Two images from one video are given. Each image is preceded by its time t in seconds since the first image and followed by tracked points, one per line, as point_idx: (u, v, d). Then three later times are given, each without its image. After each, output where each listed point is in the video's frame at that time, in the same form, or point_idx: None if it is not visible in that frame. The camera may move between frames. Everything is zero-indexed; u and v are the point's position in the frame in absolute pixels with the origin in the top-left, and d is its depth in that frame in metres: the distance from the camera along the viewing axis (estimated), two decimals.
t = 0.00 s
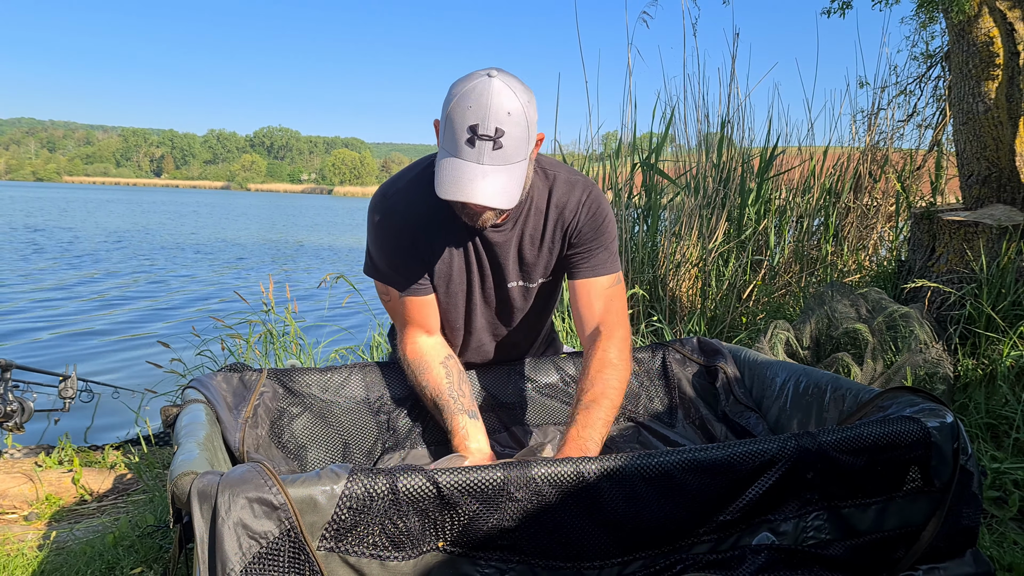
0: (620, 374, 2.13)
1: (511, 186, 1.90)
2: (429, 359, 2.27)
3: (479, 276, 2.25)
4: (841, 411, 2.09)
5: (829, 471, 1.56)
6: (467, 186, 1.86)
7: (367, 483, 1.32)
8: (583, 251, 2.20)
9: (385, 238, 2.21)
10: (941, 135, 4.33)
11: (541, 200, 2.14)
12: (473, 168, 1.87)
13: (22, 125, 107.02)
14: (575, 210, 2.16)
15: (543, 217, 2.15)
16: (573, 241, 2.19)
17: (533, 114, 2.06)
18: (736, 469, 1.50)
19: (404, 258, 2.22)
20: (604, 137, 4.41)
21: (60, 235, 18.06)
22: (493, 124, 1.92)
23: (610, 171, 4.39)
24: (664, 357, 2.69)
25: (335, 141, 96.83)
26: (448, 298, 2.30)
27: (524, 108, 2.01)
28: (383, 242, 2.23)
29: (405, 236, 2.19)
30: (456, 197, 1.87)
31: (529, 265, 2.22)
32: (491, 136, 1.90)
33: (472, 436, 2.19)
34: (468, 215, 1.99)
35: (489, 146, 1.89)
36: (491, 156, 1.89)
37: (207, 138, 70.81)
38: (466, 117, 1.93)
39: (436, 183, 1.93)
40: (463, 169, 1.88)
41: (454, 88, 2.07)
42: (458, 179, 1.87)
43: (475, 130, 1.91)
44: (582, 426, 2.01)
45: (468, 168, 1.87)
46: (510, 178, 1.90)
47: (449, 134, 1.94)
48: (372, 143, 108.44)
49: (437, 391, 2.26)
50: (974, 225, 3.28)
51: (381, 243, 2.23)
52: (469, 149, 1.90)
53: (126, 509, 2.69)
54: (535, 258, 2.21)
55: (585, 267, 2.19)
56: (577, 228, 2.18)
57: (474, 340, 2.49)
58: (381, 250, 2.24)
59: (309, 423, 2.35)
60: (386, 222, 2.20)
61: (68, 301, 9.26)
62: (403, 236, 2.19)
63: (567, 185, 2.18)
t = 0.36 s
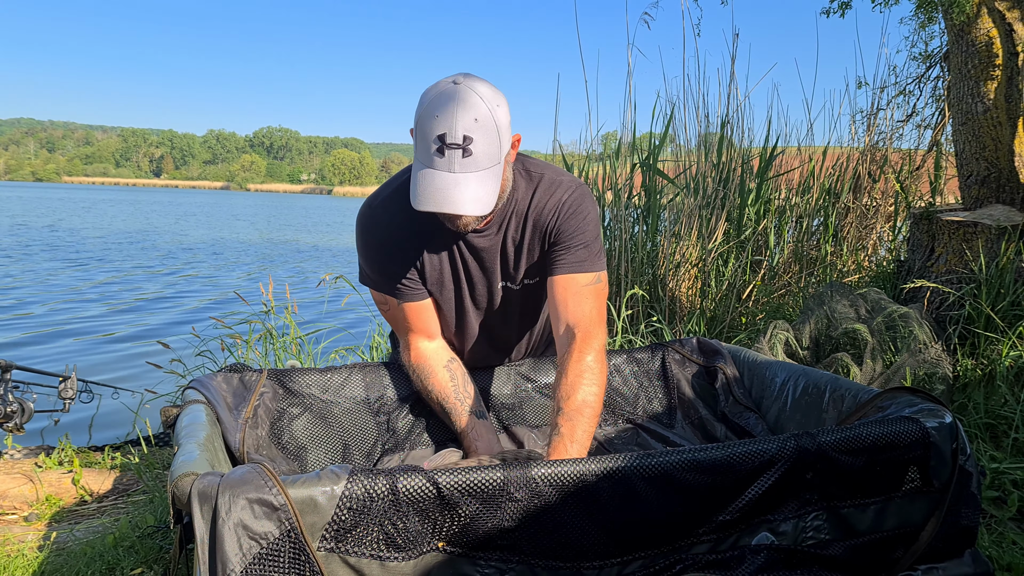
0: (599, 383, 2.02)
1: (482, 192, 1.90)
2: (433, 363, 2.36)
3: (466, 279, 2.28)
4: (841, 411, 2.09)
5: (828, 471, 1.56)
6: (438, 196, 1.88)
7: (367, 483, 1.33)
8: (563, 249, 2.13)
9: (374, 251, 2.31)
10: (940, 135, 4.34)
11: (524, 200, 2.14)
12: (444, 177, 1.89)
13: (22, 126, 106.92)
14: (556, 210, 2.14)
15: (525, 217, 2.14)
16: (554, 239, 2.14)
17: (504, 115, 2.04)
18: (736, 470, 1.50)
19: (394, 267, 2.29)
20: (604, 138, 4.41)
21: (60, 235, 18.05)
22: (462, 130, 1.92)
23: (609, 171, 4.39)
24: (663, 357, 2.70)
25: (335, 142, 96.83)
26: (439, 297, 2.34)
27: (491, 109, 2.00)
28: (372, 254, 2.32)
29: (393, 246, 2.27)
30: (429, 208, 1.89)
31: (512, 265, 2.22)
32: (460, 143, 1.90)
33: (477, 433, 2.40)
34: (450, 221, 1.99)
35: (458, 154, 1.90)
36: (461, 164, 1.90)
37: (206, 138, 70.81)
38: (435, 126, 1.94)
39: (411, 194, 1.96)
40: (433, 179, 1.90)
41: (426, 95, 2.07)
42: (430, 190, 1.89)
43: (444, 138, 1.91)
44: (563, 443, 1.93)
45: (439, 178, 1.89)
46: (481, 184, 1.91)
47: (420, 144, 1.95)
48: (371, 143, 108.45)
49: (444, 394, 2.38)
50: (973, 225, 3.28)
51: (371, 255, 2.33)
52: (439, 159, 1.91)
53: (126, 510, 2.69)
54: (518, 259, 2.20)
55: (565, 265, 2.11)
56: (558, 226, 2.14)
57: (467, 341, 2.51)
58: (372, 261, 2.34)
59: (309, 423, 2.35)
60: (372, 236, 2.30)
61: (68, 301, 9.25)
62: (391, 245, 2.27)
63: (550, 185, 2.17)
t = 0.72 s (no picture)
0: (610, 356, 2.23)
1: (472, 206, 1.91)
2: (433, 386, 2.35)
3: (466, 288, 2.28)
4: (840, 412, 2.09)
5: (828, 471, 1.56)
6: (428, 212, 1.89)
7: (366, 483, 1.33)
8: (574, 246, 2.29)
9: (372, 259, 2.29)
10: (940, 134, 4.34)
11: (520, 201, 2.20)
12: (433, 193, 1.89)
13: (21, 125, 106.85)
14: (563, 204, 2.25)
15: (527, 217, 2.21)
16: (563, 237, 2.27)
17: (491, 128, 2.04)
18: (736, 469, 1.50)
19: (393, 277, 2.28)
20: (604, 137, 4.40)
21: (59, 235, 18.04)
22: (450, 146, 1.92)
23: (609, 170, 4.39)
24: (663, 357, 2.70)
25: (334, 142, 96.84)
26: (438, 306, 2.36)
27: (478, 126, 2.00)
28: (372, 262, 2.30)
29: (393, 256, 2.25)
30: (419, 225, 1.90)
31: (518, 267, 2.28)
32: (448, 159, 1.91)
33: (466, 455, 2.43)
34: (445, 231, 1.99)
35: (445, 170, 1.90)
36: (450, 179, 1.91)
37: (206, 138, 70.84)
38: (422, 141, 1.94)
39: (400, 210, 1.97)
40: (422, 196, 1.90)
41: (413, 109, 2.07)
42: (419, 207, 1.90)
43: (432, 154, 1.92)
44: (572, 377, 2.09)
45: (428, 194, 1.89)
46: (470, 199, 1.91)
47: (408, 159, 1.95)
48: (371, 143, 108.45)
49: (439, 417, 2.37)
50: (972, 225, 3.29)
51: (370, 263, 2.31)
52: (427, 174, 1.91)
53: (125, 509, 2.69)
54: (524, 260, 2.26)
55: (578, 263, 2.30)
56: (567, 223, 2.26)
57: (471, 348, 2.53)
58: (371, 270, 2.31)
59: (308, 423, 2.35)
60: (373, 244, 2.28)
61: (67, 301, 9.24)
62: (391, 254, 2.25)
63: (550, 182, 2.26)
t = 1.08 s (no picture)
0: (611, 340, 2.41)
1: (472, 219, 1.92)
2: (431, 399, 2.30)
3: (466, 296, 2.29)
4: (839, 410, 2.10)
5: (828, 469, 1.56)
6: (427, 223, 1.89)
7: (366, 481, 1.32)
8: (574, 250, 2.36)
9: (373, 267, 2.29)
10: (940, 134, 4.34)
11: (517, 208, 2.22)
12: (432, 205, 1.89)
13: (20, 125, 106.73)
14: (564, 210, 2.29)
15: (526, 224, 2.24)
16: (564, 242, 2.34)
17: (491, 139, 2.05)
18: (736, 468, 1.50)
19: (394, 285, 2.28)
20: (604, 137, 4.40)
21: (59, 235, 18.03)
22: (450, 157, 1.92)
23: (610, 170, 4.38)
24: (662, 356, 2.70)
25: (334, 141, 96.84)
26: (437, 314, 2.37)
27: (479, 137, 2.00)
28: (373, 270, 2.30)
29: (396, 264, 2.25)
30: (419, 236, 1.90)
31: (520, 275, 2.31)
32: (449, 171, 1.90)
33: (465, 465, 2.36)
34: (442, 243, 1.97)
35: (446, 182, 1.90)
36: (449, 191, 1.91)
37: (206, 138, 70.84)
38: (423, 152, 1.93)
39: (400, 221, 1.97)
40: (421, 207, 1.90)
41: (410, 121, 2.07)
42: (418, 218, 1.90)
43: (432, 166, 1.91)
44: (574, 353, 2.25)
45: (428, 206, 1.89)
46: (471, 211, 1.92)
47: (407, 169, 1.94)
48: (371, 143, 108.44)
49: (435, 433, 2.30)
50: (972, 225, 3.29)
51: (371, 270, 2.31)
52: (428, 186, 1.91)
53: (124, 509, 2.68)
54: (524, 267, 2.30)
55: (579, 266, 2.40)
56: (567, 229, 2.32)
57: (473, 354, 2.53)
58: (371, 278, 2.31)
59: (308, 422, 2.34)
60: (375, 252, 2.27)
61: (67, 300, 9.24)
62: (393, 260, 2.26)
63: (545, 187, 2.30)
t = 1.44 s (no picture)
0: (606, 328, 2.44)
1: (484, 219, 1.92)
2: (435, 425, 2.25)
3: (469, 300, 2.29)
4: (840, 409, 2.10)
5: (828, 468, 1.56)
6: (439, 227, 1.88)
7: (366, 480, 1.32)
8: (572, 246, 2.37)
9: (377, 282, 2.25)
10: (941, 134, 4.34)
11: (514, 212, 2.22)
12: (443, 208, 1.88)
13: (20, 125, 106.73)
14: (558, 208, 2.30)
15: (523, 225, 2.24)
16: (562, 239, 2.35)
17: (493, 140, 2.06)
18: (736, 466, 1.50)
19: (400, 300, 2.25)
20: (604, 136, 4.41)
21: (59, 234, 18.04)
22: (459, 160, 1.91)
23: (610, 169, 4.38)
24: (663, 355, 2.69)
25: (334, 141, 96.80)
26: (440, 324, 2.37)
27: (483, 138, 2.01)
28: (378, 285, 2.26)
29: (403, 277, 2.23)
30: (431, 240, 1.89)
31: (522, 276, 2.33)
32: (458, 173, 1.90)
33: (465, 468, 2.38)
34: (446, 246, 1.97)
35: (456, 183, 1.90)
36: (458, 193, 1.90)
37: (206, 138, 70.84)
38: (431, 155, 1.91)
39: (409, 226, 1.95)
40: (432, 210, 1.89)
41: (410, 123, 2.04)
42: (430, 222, 1.89)
43: (439, 168, 1.90)
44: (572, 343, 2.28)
45: (439, 209, 1.88)
46: (481, 211, 1.93)
47: (415, 172, 1.92)
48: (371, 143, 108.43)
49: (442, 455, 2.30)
50: (972, 224, 3.29)
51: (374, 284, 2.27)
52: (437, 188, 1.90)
53: (125, 508, 2.68)
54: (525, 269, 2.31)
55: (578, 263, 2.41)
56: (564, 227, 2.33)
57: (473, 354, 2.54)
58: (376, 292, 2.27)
59: (308, 421, 2.34)
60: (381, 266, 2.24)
61: (67, 300, 9.24)
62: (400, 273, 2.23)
63: (543, 187, 2.31)
